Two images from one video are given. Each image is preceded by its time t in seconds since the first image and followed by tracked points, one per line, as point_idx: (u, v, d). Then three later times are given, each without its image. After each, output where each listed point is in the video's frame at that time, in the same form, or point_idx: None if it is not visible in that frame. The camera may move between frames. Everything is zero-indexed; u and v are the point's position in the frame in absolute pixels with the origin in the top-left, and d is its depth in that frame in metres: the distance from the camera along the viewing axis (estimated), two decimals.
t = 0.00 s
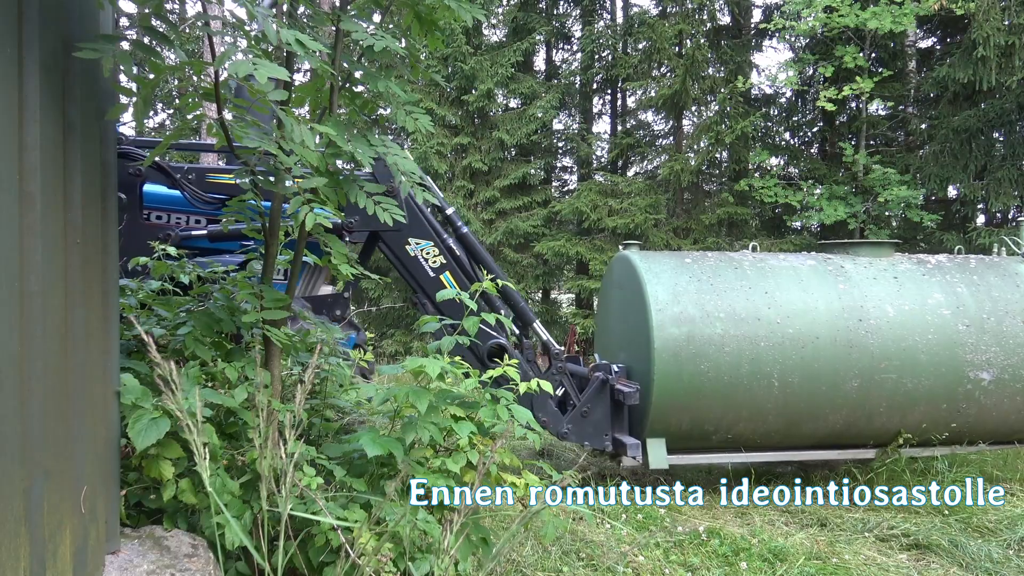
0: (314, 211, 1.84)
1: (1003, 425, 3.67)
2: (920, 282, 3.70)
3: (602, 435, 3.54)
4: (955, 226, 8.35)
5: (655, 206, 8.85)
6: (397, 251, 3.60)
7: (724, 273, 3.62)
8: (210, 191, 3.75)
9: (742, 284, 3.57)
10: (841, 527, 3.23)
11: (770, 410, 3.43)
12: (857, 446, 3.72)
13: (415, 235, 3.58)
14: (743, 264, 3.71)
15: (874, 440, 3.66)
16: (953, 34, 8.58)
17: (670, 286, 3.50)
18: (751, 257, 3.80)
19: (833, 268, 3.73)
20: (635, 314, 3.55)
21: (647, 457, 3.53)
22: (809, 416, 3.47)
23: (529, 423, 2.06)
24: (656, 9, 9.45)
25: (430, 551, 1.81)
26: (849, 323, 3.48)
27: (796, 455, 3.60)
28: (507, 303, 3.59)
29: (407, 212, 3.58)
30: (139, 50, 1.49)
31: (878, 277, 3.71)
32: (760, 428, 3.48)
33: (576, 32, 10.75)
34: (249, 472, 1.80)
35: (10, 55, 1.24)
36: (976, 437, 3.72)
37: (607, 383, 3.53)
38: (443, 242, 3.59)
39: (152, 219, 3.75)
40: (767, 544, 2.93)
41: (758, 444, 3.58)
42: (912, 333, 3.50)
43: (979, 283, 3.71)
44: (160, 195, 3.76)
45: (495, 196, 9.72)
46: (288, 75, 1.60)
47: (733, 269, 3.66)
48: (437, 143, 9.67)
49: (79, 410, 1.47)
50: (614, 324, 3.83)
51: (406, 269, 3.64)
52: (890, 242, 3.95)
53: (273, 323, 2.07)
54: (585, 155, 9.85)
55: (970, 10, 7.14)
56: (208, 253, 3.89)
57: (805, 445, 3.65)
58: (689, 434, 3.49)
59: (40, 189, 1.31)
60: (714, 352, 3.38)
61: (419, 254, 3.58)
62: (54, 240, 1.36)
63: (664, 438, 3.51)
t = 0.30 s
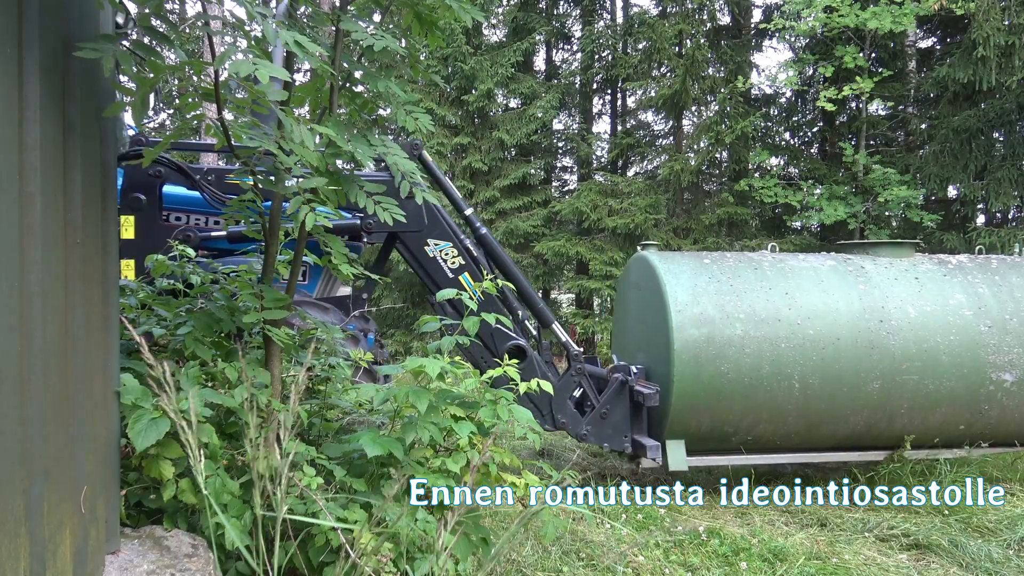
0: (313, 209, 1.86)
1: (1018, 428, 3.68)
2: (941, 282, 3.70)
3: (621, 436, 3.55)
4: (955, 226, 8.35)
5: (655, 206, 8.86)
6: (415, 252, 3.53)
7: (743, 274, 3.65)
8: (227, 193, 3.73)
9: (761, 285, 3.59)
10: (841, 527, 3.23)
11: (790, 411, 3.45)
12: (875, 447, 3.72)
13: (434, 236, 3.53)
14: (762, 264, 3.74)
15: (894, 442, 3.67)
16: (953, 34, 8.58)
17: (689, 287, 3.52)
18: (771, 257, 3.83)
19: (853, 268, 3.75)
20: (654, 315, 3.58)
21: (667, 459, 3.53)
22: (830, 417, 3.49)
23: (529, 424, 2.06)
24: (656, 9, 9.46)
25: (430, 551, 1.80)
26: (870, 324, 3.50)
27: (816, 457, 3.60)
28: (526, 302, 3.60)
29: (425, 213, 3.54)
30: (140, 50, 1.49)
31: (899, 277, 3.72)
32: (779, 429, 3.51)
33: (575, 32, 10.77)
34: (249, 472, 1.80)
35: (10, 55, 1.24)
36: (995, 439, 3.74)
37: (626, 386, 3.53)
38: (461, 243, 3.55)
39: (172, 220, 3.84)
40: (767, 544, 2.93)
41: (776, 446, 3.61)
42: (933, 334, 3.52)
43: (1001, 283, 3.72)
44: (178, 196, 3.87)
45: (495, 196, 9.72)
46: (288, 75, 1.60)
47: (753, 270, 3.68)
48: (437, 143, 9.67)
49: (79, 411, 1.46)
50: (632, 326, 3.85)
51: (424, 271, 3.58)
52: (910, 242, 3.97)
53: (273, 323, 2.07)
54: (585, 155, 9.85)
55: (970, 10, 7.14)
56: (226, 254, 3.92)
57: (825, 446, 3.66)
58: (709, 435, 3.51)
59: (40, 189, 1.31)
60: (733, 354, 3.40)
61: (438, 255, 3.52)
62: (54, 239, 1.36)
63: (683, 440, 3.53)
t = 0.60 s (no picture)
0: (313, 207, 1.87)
1: None
2: (963, 283, 3.75)
3: (641, 437, 3.56)
4: (955, 226, 8.35)
5: (655, 206, 8.86)
6: (434, 253, 3.52)
7: (764, 274, 3.67)
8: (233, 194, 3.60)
9: (782, 286, 3.62)
10: (841, 527, 3.23)
11: (813, 412, 3.48)
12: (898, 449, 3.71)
13: (453, 237, 3.51)
14: (783, 265, 3.76)
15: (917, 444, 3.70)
16: (953, 34, 8.59)
17: (710, 288, 3.54)
18: (791, 257, 3.85)
19: (874, 269, 3.78)
20: (674, 316, 3.60)
21: (687, 461, 3.53)
22: (852, 418, 3.52)
23: (529, 424, 2.06)
24: (656, 10, 9.44)
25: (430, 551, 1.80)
26: (892, 325, 3.53)
27: (836, 459, 3.61)
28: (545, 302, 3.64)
29: (444, 214, 3.52)
30: (139, 50, 1.49)
31: (921, 277, 3.76)
32: (801, 430, 3.53)
33: (575, 32, 10.76)
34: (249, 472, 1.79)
35: (10, 54, 1.24)
36: (1015, 441, 3.78)
37: (646, 386, 3.54)
38: (480, 244, 3.56)
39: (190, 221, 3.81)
40: (767, 544, 2.94)
41: (798, 447, 3.63)
42: (956, 335, 3.56)
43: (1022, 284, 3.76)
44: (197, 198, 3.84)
45: (495, 196, 9.72)
46: (288, 75, 1.60)
47: (774, 270, 3.71)
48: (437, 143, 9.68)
49: (79, 411, 1.46)
50: (650, 326, 3.87)
51: (442, 271, 3.55)
52: (931, 242, 4.01)
53: (273, 323, 2.07)
54: (585, 155, 9.84)
55: (970, 10, 7.14)
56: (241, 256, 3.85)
57: (845, 448, 3.67)
58: (729, 437, 3.53)
59: (40, 188, 1.31)
60: (755, 355, 3.43)
61: (458, 255, 3.50)
62: (53, 238, 1.36)
63: (703, 441, 3.55)
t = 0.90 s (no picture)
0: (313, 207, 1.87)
1: None
2: (984, 282, 3.75)
3: (661, 437, 3.56)
4: (955, 226, 8.34)
5: (655, 206, 8.86)
6: (454, 252, 3.47)
7: (783, 273, 3.69)
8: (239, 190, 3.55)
9: (802, 284, 3.64)
10: (841, 527, 3.23)
11: (834, 411, 3.50)
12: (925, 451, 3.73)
13: (473, 237, 3.47)
14: (802, 264, 3.77)
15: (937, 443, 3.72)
16: (953, 34, 8.59)
17: (728, 288, 3.56)
18: (810, 256, 3.86)
19: (894, 268, 3.79)
20: (693, 316, 3.62)
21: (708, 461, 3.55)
22: (872, 417, 3.54)
23: (529, 424, 2.06)
24: (656, 9, 9.44)
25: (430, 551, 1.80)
26: (913, 324, 3.55)
27: (855, 459, 3.65)
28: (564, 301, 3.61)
29: (464, 213, 3.47)
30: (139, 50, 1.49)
31: (941, 276, 3.77)
32: (821, 430, 3.56)
33: (575, 32, 10.76)
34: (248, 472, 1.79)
35: (10, 54, 1.25)
36: None
37: (666, 386, 3.54)
38: (500, 244, 3.51)
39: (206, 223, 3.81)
40: (767, 544, 2.94)
41: (818, 446, 3.64)
42: (976, 334, 3.57)
43: None
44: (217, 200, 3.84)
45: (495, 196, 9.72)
46: (288, 76, 1.60)
47: (793, 269, 3.72)
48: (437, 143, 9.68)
49: (79, 411, 1.46)
50: (670, 326, 3.89)
51: (461, 271, 3.52)
52: (951, 241, 4.01)
53: (273, 323, 2.07)
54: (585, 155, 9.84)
55: (970, 10, 7.14)
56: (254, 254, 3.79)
57: (863, 448, 3.69)
58: (750, 436, 3.56)
59: (40, 188, 1.31)
60: (775, 354, 3.45)
61: (478, 255, 3.47)
62: (54, 238, 1.36)
63: (723, 441, 3.57)
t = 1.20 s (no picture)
0: (313, 209, 1.86)
1: None
2: (1005, 281, 3.76)
3: (681, 438, 3.56)
4: (955, 226, 8.34)
5: (655, 206, 8.86)
6: (473, 254, 3.45)
7: (803, 273, 3.69)
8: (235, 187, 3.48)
9: (822, 284, 3.63)
10: (841, 527, 3.23)
11: (855, 412, 3.50)
12: (945, 450, 3.75)
13: (493, 237, 3.44)
14: (822, 263, 3.77)
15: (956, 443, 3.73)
16: (953, 34, 8.59)
17: (748, 287, 3.57)
18: (829, 255, 3.86)
19: (915, 267, 3.79)
20: (713, 316, 3.63)
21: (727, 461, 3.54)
22: (893, 418, 3.55)
23: (528, 423, 2.06)
24: (656, 9, 9.45)
25: (430, 551, 1.80)
26: (934, 324, 3.56)
27: (875, 459, 3.66)
28: (584, 302, 3.61)
29: (483, 213, 3.44)
30: (139, 50, 1.49)
31: (962, 276, 3.77)
32: (842, 431, 3.56)
33: (575, 32, 10.76)
34: (249, 472, 1.79)
35: (10, 55, 1.25)
36: None
37: (685, 386, 3.56)
38: (520, 245, 3.48)
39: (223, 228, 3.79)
40: (767, 544, 2.94)
41: (837, 447, 3.65)
42: (998, 334, 3.58)
43: None
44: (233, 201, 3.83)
45: (495, 196, 9.72)
46: (288, 76, 1.60)
47: (813, 268, 3.72)
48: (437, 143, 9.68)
49: (79, 412, 1.46)
50: (689, 325, 3.89)
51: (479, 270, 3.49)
52: (973, 241, 4.02)
53: (273, 322, 2.07)
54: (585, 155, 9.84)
55: (970, 10, 7.14)
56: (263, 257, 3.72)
57: (881, 448, 3.70)
58: (770, 437, 3.56)
59: (40, 188, 1.31)
60: (796, 355, 3.45)
61: (498, 256, 3.44)
62: (53, 237, 1.36)
63: (743, 441, 3.56)
